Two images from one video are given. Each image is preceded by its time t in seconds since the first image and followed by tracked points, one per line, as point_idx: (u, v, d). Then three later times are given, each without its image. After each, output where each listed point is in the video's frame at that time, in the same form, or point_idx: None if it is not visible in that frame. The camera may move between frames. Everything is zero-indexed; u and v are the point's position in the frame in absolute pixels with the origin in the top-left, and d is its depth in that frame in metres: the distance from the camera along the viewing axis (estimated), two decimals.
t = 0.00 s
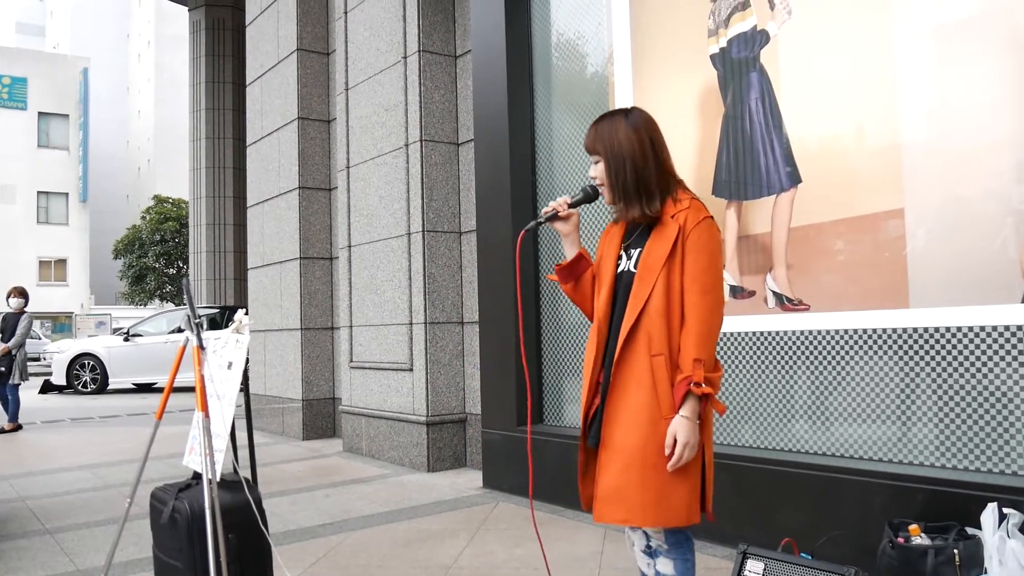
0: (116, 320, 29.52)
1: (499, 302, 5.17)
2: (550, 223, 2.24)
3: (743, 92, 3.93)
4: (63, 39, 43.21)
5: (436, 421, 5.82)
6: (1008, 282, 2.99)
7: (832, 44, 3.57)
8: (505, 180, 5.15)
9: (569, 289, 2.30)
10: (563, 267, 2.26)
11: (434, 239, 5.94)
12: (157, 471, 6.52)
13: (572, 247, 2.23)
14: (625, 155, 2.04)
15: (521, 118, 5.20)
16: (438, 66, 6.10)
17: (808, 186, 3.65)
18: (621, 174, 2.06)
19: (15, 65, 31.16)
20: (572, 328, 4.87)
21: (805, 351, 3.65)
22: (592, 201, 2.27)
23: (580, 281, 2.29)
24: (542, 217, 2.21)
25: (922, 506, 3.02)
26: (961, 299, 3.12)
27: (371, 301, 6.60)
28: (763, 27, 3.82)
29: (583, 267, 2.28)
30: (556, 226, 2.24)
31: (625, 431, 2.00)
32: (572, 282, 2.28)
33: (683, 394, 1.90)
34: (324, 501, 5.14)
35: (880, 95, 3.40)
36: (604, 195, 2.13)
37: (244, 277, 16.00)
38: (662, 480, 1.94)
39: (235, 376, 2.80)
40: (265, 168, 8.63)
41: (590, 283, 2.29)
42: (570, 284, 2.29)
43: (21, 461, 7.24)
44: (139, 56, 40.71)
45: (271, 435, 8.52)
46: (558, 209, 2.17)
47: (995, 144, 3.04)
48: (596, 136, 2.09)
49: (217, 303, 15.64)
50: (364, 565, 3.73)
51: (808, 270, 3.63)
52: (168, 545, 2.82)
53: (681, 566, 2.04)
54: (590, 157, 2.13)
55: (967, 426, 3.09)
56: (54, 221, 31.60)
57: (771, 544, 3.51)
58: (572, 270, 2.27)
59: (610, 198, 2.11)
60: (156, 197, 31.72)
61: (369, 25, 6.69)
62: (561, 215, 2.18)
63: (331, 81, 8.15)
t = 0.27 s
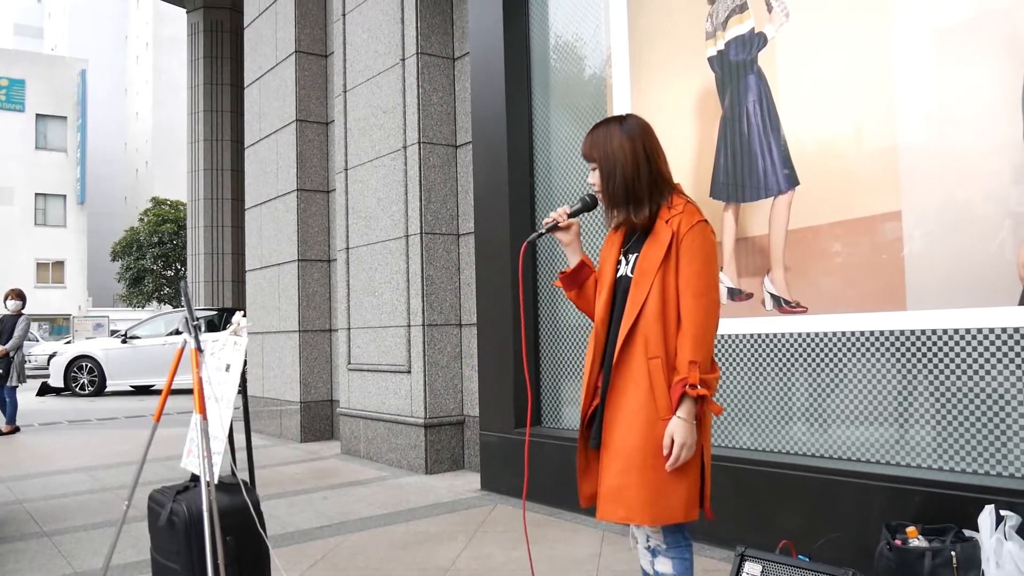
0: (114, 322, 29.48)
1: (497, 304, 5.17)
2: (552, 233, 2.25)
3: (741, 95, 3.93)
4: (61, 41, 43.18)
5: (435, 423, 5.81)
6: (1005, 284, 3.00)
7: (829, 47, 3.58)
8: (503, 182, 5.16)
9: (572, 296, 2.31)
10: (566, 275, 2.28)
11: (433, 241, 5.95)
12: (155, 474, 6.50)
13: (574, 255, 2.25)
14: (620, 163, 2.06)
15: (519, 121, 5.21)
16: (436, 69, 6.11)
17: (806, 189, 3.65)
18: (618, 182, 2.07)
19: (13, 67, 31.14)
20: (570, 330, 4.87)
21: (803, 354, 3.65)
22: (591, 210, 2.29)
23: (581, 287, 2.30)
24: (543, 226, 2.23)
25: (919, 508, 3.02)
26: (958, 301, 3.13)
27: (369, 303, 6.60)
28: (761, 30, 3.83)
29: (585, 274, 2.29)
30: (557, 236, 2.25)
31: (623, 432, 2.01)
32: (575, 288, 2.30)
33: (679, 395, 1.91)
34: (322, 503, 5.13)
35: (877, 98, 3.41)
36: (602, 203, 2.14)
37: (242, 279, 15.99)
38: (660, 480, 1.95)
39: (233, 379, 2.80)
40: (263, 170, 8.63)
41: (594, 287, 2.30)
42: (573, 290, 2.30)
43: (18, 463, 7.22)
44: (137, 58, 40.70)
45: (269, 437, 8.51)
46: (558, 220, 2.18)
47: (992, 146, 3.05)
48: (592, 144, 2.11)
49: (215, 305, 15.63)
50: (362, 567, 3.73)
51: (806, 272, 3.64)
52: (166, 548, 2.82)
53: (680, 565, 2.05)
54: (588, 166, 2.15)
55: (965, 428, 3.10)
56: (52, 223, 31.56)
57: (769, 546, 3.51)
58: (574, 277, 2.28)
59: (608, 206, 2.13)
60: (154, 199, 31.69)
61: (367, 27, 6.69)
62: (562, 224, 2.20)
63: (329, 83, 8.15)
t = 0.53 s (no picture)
0: (113, 323, 29.45)
1: (495, 306, 5.18)
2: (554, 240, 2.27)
3: (739, 97, 3.94)
4: (60, 42, 43.19)
5: (433, 425, 5.81)
6: (1004, 286, 3.00)
7: (828, 49, 3.59)
8: (502, 184, 5.16)
9: (575, 302, 2.32)
10: (569, 281, 2.28)
11: (431, 243, 5.95)
12: (153, 475, 6.50)
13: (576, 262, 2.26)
14: (620, 169, 2.07)
15: (518, 123, 5.21)
16: (435, 70, 6.11)
17: (804, 191, 3.66)
18: (617, 189, 2.08)
19: (13, 68, 31.13)
20: (569, 332, 4.88)
21: (802, 356, 3.66)
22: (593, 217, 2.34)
23: (584, 293, 2.30)
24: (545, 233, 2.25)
25: (917, 511, 3.02)
26: (957, 304, 3.13)
27: (367, 304, 6.60)
28: (760, 32, 3.84)
29: (588, 280, 2.29)
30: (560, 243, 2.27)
31: (625, 434, 2.02)
32: (579, 295, 2.30)
33: (679, 397, 1.91)
34: (320, 505, 5.13)
35: (876, 100, 3.42)
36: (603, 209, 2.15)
37: (241, 281, 15.99)
38: (662, 481, 1.95)
39: (231, 380, 2.80)
40: (261, 172, 8.63)
41: (596, 292, 2.30)
42: (576, 296, 2.31)
43: (16, 464, 7.22)
44: (136, 59, 40.70)
45: (267, 439, 8.50)
46: (559, 228, 2.22)
47: (991, 148, 3.05)
48: (592, 150, 2.12)
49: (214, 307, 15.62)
50: (360, 569, 3.73)
51: (805, 274, 3.65)
52: (164, 550, 2.82)
53: (678, 567, 2.04)
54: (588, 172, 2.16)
55: (964, 430, 3.10)
56: (51, 225, 31.54)
57: (766, 549, 3.51)
58: (577, 283, 2.29)
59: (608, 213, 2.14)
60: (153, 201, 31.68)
61: (366, 29, 6.70)
62: (563, 232, 2.22)
63: (328, 84, 8.15)
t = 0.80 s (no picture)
0: (112, 325, 29.43)
1: (495, 307, 5.17)
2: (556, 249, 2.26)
3: (739, 99, 3.94)
4: (60, 44, 43.21)
5: (433, 427, 5.81)
6: (1004, 288, 3.00)
7: (827, 50, 3.59)
8: (501, 186, 5.16)
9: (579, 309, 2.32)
10: (572, 289, 2.28)
11: (431, 245, 5.95)
12: (152, 477, 6.49)
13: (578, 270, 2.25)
14: (621, 175, 2.06)
15: (517, 124, 5.21)
16: (434, 72, 6.12)
17: (803, 192, 3.66)
18: (619, 195, 2.08)
19: (12, 70, 31.15)
20: (568, 334, 4.88)
21: (802, 357, 3.65)
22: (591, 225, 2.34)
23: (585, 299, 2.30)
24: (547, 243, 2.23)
25: (917, 512, 3.02)
26: (957, 305, 3.13)
27: (367, 306, 6.59)
28: (759, 34, 3.85)
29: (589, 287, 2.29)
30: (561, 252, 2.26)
31: (627, 435, 2.01)
32: (582, 302, 2.30)
33: (682, 398, 1.91)
34: (320, 507, 5.13)
35: (875, 101, 3.42)
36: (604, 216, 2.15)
37: (240, 283, 15.98)
38: (665, 481, 1.95)
39: (231, 383, 2.80)
40: (261, 174, 8.63)
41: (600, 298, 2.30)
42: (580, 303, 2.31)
43: (16, 466, 7.21)
44: (135, 61, 40.72)
45: (267, 441, 8.49)
46: (560, 236, 2.19)
47: (990, 149, 3.05)
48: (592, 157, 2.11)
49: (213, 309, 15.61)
50: (359, 572, 3.72)
51: (804, 275, 3.64)
52: (163, 552, 2.81)
53: (676, 567, 2.04)
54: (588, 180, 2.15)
55: (964, 431, 3.10)
56: (50, 227, 31.53)
57: (766, 550, 3.51)
58: (581, 291, 2.29)
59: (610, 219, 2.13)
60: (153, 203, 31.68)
61: (365, 31, 6.70)
62: (565, 241, 2.21)
63: (327, 86, 8.15)
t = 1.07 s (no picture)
0: (112, 327, 29.42)
1: (495, 308, 5.17)
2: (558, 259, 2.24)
3: (738, 99, 3.94)
4: (59, 46, 43.22)
5: (432, 428, 5.80)
6: (1004, 288, 3.00)
7: (826, 50, 3.59)
8: (501, 186, 5.16)
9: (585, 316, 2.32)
10: (577, 298, 2.28)
11: (430, 246, 5.95)
12: (151, 479, 6.49)
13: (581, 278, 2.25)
14: (620, 179, 2.05)
15: (516, 125, 5.21)
16: (434, 73, 6.12)
17: (803, 192, 3.66)
18: (620, 200, 2.07)
19: (11, 72, 31.14)
20: (567, 335, 4.87)
21: (802, 358, 3.65)
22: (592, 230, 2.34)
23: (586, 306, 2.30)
24: (550, 253, 2.22)
25: (917, 512, 3.02)
26: (957, 306, 3.13)
27: (366, 307, 6.59)
28: (758, 34, 3.85)
29: (592, 293, 2.30)
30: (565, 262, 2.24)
31: (630, 431, 2.01)
32: (588, 309, 2.30)
33: (686, 390, 1.92)
34: (320, 508, 5.12)
35: (874, 102, 3.43)
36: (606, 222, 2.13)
37: (240, 284, 15.98)
38: (671, 473, 1.96)
39: (229, 384, 2.80)
40: (260, 175, 8.63)
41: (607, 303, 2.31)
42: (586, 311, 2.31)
43: (15, 468, 7.20)
44: (134, 63, 40.72)
45: (266, 442, 8.49)
46: (565, 246, 2.18)
47: (990, 149, 3.05)
48: (586, 164, 2.09)
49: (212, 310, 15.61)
50: (359, 572, 3.72)
51: (804, 275, 3.64)
52: (163, 553, 2.81)
53: (668, 563, 2.04)
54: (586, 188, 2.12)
55: (964, 432, 3.09)
56: (49, 228, 31.52)
57: (766, 551, 3.51)
58: (587, 298, 2.30)
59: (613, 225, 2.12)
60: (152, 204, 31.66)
61: (365, 32, 6.70)
62: (569, 251, 2.19)
63: (326, 88, 8.15)
